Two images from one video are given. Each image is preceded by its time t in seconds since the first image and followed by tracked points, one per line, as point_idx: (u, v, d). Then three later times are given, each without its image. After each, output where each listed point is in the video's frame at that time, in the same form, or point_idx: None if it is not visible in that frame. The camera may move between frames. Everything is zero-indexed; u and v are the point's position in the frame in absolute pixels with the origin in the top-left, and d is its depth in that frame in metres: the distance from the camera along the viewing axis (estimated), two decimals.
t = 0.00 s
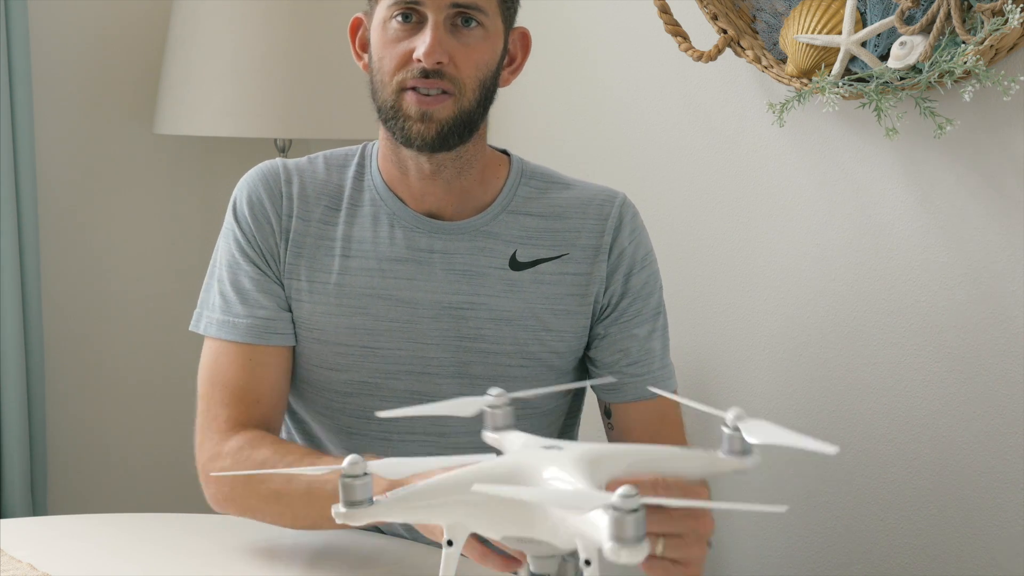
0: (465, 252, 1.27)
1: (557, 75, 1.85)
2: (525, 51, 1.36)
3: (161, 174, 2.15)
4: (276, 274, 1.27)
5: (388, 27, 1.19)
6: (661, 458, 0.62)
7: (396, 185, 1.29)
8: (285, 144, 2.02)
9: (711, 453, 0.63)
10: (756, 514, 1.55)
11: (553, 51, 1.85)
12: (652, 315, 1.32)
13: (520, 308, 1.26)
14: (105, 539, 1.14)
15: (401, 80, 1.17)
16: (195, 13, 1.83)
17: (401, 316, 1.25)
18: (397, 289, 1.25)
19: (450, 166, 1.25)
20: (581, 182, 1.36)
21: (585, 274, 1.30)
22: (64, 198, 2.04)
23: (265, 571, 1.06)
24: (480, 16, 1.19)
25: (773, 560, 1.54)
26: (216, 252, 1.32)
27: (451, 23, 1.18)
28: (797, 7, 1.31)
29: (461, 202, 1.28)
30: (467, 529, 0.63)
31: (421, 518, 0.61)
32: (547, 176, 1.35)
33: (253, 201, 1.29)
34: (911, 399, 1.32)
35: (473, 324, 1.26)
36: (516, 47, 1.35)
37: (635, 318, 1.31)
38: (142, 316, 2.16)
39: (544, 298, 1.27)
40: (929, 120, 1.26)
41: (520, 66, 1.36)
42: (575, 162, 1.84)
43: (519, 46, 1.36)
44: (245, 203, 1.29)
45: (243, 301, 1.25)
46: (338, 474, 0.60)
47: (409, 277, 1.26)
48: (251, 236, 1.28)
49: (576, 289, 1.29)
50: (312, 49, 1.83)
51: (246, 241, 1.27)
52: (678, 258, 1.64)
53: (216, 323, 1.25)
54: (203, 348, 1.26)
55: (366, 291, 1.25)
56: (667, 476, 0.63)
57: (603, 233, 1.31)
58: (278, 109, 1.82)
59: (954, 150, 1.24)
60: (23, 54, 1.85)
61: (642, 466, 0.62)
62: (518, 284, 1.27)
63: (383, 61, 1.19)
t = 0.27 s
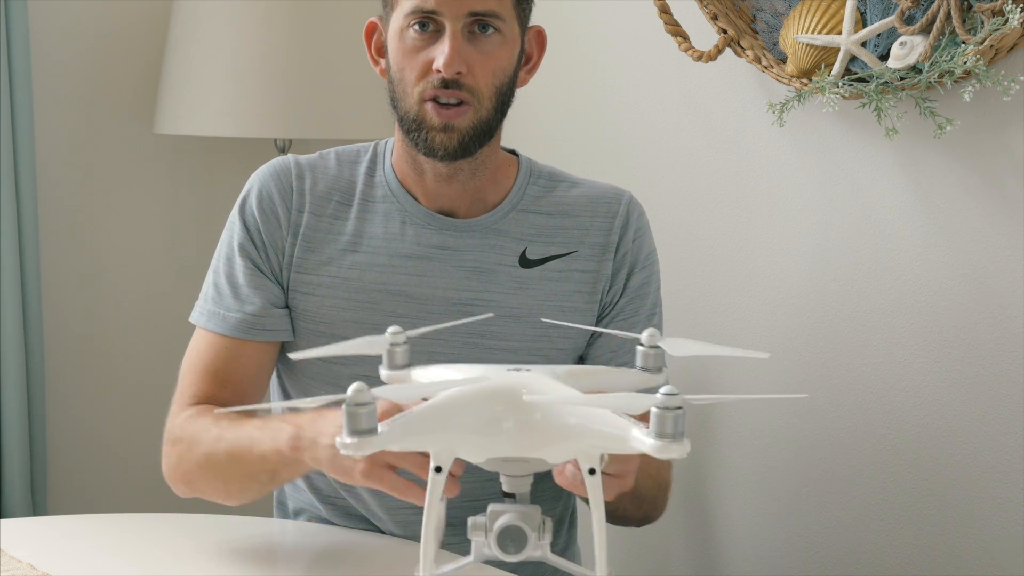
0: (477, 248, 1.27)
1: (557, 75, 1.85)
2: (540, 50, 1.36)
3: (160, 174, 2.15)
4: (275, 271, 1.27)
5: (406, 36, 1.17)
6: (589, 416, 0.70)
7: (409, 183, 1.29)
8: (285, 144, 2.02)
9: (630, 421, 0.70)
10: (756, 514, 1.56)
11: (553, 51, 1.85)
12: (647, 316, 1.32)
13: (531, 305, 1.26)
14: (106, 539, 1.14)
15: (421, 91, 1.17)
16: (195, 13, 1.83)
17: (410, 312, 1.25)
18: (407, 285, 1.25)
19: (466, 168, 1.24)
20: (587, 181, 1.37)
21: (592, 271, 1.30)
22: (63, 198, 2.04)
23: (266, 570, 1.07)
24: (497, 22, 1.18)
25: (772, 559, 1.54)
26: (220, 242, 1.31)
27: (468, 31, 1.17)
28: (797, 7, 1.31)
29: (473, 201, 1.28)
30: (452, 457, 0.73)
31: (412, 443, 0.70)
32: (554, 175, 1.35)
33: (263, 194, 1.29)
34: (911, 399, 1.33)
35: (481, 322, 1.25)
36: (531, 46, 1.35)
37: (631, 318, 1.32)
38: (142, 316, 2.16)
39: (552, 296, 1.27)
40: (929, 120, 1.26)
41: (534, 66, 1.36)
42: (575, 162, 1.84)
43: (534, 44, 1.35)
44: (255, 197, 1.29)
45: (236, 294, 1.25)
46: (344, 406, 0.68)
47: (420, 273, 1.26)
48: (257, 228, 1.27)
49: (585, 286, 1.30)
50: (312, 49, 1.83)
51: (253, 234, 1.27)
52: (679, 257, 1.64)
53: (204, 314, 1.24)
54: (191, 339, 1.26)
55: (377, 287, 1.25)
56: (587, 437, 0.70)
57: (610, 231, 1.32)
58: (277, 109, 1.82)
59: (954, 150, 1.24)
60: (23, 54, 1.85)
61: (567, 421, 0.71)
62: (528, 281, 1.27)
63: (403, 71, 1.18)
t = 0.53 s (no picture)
0: (478, 249, 1.27)
1: (557, 75, 1.85)
2: (544, 50, 1.36)
3: (160, 174, 2.15)
4: (269, 268, 1.28)
5: (411, 44, 1.16)
6: (575, 392, 0.72)
7: (412, 184, 1.28)
8: (285, 144, 2.03)
9: (614, 395, 0.72)
10: (756, 514, 1.55)
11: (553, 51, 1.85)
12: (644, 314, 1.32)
13: (533, 304, 1.26)
14: (105, 539, 1.14)
15: (427, 102, 1.16)
16: (195, 13, 1.83)
17: (411, 312, 1.25)
18: (408, 285, 1.25)
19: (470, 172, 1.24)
20: (586, 180, 1.37)
21: (592, 270, 1.30)
22: (63, 197, 2.04)
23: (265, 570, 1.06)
24: (503, 30, 1.16)
25: (772, 560, 1.54)
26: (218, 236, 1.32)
27: (474, 40, 1.15)
28: (797, 7, 1.31)
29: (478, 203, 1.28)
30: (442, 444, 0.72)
31: (405, 432, 0.70)
32: (554, 175, 1.35)
33: (263, 190, 1.29)
34: (911, 399, 1.32)
35: (482, 321, 1.25)
36: (534, 48, 1.35)
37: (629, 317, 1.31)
38: (142, 316, 2.16)
39: (552, 295, 1.27)
40: (929, 120, 1.26)
41: (538, 66, 1.36)
42: (575, 161, 1.84)
43: (537, 46, 1.35)
44: (254, 193, 1.29)
45: (226, 285, 1.24)
46: (337, 392, 0.68)
47: (421, 273, 1.26)
48: (256, 225, 1.28)
49: (584, 285, 1.29)
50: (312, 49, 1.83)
51: (251, 230, 1.27)
52: (679, 256, 1.64)
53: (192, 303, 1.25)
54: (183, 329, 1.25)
55: (378, 287, 1.25)
56: (577, 414, 0.71)
57: (609, 230, 1.32)
58: (277, 109, 1.82)
59: (954, 150, 1.24)
60: (24, 54, 1.85)
61: (556, 399, 0.72)
62: (530, 281, 1.27)
63: (409, 80, 1.17)
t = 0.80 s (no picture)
0: (478, 245, 1.27)
1: (557, 75, 1.85)
2: (543, 48, 1.36)
3: (160, 173, 2.15)
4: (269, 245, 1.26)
5: (410, 41, 1.15)
6: (563, 358, 0.73)
7: (413, 181, 1.28)
8: (285, 144, 2.05)
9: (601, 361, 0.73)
10: (755, 514, 1.55)
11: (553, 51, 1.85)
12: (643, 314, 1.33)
13: (533, 301, 1.27)
14: (106, 539, 1.14)
15: (426, 99, 1.16)
16: (195, 13, 1.83)
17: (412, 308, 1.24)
18: (410, 279, 1.25)
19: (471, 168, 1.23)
20: (585, 179, 1.37)
21: (590, 267, 1.30)
22: (63, 197, 2.04)
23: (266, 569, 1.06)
24: (502, 28, 1.16)
25: (772, 559, 1.54)
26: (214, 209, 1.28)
27: (472, 38, 1.15)
28: (797, 7, 1.31)
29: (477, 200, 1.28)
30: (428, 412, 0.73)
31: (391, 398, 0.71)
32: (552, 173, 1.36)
33: (266, 178, 1.28)
34: (911, 399, 1.33)
35: (485, 317, 1.26)
36: (534, 46, 1.35)
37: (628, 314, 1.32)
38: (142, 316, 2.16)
39: (551, 292, 1.27)
40: (928, 120, 1.26)
41: (538, 65, 1.36)
42: (574, 162, 1.84)
43: (537, 44, 1.35)
44: (261, 174, 1.29)
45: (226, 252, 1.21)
46: (326, 358, 0.70)
47: (423, 269, 1.25)
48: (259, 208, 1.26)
49: (583, 283, 1.30)
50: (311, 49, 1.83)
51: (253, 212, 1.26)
52: (680, 256, 1.64)
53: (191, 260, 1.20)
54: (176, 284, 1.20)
55: (380, 281, 1.25)
56: (562, 376, 0.72)
57: (608, 227, 1.32)
58: (278, 109, 1.82)
59: (954, 150, 1.25)
60: (23, 54, 1.85)
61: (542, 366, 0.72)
62: (529, 279, 1.27)
63: (407, 77, 1.17)
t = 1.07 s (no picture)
0: (481, 244, 1.26)
1: (557, 75, 1.85)
2: (548, 49, 1.36)
3: (160, 173, 2.15)
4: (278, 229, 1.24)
5: (416, 43, 1.15)
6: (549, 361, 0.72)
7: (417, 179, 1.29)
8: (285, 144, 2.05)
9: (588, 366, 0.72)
10: (756, 514, 1.55)
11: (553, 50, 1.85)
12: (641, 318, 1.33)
13: (534, 302, 1.26)
14: (105, 539, 1.14)
15: (431, 100, 1.16)
16: (195, 13, 1.83)
17: (414, 304, 1.24)
18: (413, 276, 1.25)
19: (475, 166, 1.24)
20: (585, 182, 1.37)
21: (591, 270, 1.30)
22: (63, 197, 2.04)
23: (265, 569, 1.06)
24: (508, 30, 1.16)
25: (772, 560, 1.53)
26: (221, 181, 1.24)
27: (478, 40, 1.15)
28: (797, 7, 1.31)
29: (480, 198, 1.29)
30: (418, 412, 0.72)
31: (380, 396, 0.70)
32: (553, 176, 1.36)
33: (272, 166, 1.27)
34: (911, 400, 1.32)
35: (486, 316, 1.26)
36: (539, 47, 1.35)
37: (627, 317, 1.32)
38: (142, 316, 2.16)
39: (550, 293, 1.27)
40: (929, 120, 1.26)
41: (543, 65, 1.35)
42: (575, 161, 1.84)
43: (542, 45, 1.35)
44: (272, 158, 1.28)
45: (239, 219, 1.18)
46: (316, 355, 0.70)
47: (425, 266, 1.25)
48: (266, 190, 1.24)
49: (583, 285, 1.30)
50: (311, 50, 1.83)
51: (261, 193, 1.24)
52: (680, 257, 1.64)
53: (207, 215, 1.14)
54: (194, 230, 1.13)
55: (383, 275, 1.25)
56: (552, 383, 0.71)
57: (609, 230, 1.32)
58: (279, 109, 1.82)
59: (954, 150, 1.24)
60: (23, 54, 1.85)
61: (531, 371, 0.71)
62: (529, 279, 1.27)
63: (412, 77, 1.16)
